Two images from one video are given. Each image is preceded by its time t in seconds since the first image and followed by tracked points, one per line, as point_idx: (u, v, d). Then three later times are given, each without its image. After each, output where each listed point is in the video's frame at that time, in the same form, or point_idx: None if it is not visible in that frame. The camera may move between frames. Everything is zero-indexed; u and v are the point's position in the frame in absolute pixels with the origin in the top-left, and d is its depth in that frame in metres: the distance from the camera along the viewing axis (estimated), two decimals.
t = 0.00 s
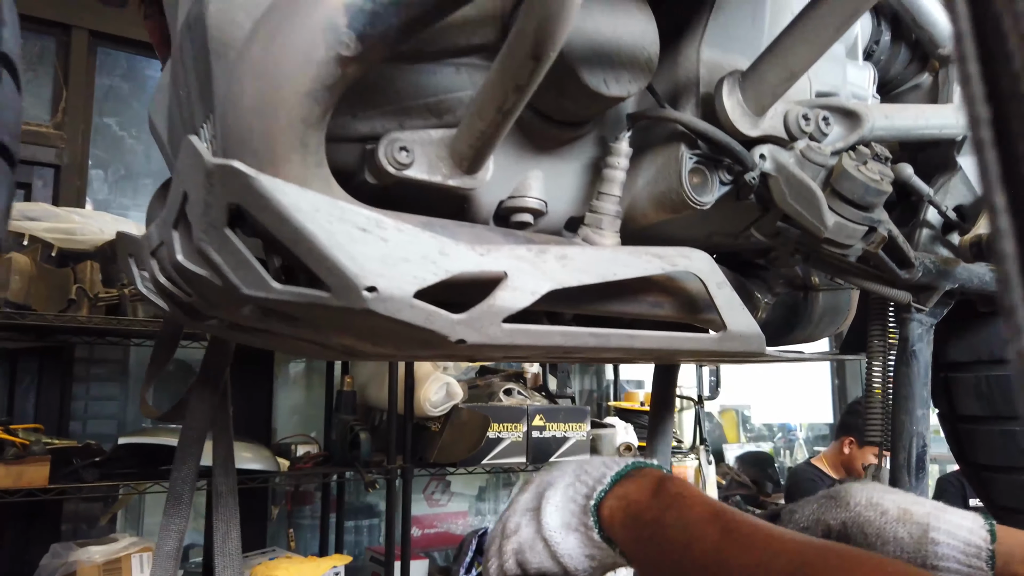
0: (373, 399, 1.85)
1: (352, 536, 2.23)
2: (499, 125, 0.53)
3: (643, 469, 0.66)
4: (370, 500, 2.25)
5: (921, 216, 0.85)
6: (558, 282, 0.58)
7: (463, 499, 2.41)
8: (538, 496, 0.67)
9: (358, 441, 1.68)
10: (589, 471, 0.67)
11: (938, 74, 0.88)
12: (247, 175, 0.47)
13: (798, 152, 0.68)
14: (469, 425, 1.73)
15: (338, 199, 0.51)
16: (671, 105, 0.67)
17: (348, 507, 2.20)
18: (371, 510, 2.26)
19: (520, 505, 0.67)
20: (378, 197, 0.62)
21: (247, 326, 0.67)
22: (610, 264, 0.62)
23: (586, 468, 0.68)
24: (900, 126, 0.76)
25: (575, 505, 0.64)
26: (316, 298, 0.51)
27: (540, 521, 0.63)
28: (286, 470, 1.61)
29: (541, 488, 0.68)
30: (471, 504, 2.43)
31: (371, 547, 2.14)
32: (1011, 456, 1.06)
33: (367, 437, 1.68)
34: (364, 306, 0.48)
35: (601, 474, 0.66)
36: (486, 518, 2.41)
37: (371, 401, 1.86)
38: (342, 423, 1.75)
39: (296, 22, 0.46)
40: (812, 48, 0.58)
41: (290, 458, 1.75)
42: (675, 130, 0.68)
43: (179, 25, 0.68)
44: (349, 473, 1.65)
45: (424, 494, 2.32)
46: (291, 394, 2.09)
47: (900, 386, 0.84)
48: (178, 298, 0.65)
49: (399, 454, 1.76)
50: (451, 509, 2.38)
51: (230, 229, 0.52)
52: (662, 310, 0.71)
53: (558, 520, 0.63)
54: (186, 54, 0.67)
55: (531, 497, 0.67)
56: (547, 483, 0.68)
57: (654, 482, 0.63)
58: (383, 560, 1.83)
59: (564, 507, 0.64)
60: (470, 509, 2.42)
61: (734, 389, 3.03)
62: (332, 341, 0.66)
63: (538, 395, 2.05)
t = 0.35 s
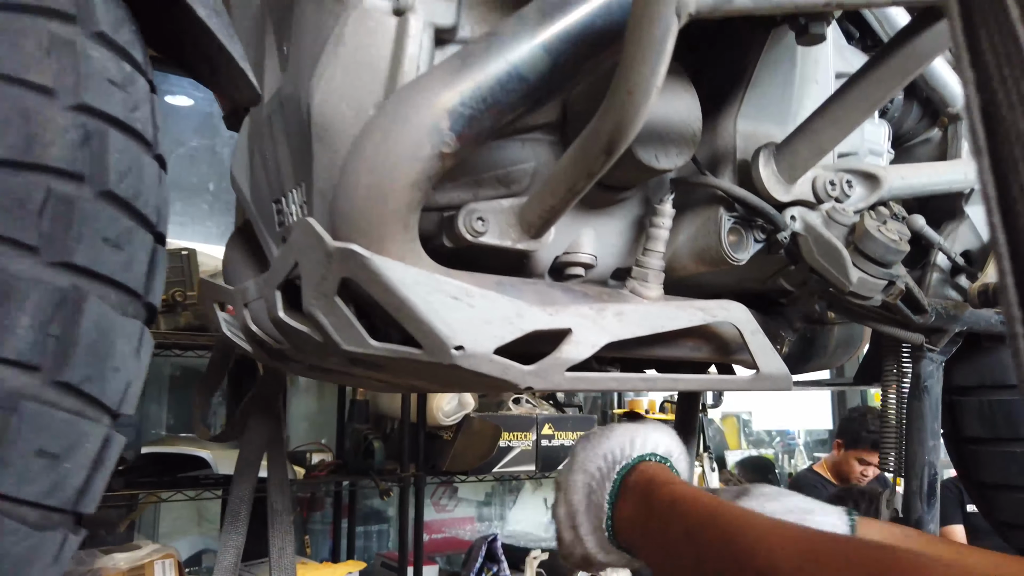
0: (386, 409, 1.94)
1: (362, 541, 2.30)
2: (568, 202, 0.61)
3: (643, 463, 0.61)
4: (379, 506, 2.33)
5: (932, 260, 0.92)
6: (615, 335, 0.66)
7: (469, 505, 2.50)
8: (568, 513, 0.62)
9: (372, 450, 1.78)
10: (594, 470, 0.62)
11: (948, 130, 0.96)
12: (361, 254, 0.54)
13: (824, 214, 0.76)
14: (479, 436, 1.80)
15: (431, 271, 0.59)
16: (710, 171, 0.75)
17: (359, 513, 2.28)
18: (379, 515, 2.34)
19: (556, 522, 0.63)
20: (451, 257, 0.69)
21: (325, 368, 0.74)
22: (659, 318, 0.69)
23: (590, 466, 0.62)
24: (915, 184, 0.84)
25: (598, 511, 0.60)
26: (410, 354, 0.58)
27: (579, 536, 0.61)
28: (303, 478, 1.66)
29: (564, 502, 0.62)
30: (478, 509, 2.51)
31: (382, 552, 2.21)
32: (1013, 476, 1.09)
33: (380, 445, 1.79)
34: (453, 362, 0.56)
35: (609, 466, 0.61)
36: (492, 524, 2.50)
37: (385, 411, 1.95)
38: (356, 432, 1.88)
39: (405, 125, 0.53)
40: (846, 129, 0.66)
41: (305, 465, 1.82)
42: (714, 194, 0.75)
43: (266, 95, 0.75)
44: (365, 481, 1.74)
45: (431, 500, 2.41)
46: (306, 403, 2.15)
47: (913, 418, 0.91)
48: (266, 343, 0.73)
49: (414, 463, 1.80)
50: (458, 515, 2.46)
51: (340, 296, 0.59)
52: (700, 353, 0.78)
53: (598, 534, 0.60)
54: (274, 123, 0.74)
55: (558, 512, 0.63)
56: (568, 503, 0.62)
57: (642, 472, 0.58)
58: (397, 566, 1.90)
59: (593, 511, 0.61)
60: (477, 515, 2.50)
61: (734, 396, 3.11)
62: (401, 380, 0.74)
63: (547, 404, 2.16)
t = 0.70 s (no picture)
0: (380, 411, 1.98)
1: (355, 542, 2.36)
2: (613, 237, 0.68)
3: (637, 458, 0.73)
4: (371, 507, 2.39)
5: (926, 282, 1.00)
6: (649, 355, 0.73)
7: (458, 505, 2.56)
8: (566, 491, 0.75)
9: (368, 452, 1.86)
10: (592, 461, 0.75)
11: (940, 163, 1.05)
12: (439, 287, 0.61)
13: (832, 243, 0.84)
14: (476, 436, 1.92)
15: (492, 300, 0.66)
16: (731, 205, 0.84)
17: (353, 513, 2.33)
18: (372, 516, 2.41)
19: (552, 495, 0.76)
20: (501, 283, 0.76)
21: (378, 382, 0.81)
22: (687, 339, 0.76)
23: (589, 457, 0.75)
24: (913, 216, 0.92)
25: (596, 495, 0.74)
26: (471, 374, 0.65)
27: (577, 512, 0.75)
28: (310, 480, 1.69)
29: (563, 482, 0.76)
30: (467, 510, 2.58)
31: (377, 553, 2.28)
32: (994, 478, 1.17)
33: (376, 448, 1.87)
34: (512, 380, 0.63)
35: (605, 461, 0.75)
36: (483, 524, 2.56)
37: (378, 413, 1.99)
38: (351, 435, 1.97)
39: (479, 174, 0.60)
40: (854, 171, 0.77)
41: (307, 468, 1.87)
42: (736, 226, 0.83)
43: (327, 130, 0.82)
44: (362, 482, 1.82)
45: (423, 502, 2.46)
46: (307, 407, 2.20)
47: (909, 427, 1.00)
48: (326, 359, 0.79)
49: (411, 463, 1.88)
50: (448, 516, 2.52)
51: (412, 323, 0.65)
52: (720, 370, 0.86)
53: (594, 512, 0.74)
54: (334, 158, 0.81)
55: (557, 488, 0.76)
56: (567, 483, 0.75)
57: (636, 464, 0.71)
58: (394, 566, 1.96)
59: (590, 495, 0.74)
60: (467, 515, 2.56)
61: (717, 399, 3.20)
62: (447, 394, 0.80)
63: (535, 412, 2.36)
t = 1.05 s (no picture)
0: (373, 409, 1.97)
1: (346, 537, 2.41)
2: (639, 241, 0.76)
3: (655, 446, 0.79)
4: (363, 503, 2.44)
5: (911, 283, 1.09)
6: (670, 349, 0.79)
7: (445, 502, 2.59)
8: (588, 475, 0.80)
9: (361, 450, 1.96)
10: (615, 448, 0.81)
11: (925, 173, 1.13)
12: (490, 286, 0.68)
13: (832, 246, 0.92)
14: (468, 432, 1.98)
15: (535, 297, 0.73)
16: (741, 211, 0.92)
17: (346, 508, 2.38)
18: (362, 512, 2.46)
19: (574, 479, 0.81)
20: (534, 282, 0.83)
21: (414, 373, 0.87)
22: (703, 334, 0.82)
23: (612, 445, 0.81)
24: (903, 223, 1.00)
25: (619, 478, 0.79)
26: (512, 365, 0.71)
27: (599, 494, 0.80)
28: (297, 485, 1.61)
29: (585, 466, 0.80)
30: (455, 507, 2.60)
31: (367, 548, 2.34)
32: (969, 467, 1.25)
33: (369, 446, 1.96)
34: (550, 370, 0.68)
35: (626, 449, 0.81)
36: (470, 520, 2.58)
37: (371, 410, 1.98)
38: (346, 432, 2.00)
39: (527, 185, 0.68)
40: (854, 180, 0.87)
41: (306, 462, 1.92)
42: (744, 231, 0.90)
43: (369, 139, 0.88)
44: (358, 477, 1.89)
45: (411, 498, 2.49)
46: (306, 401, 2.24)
47: (898, 418, 1.09)
48: (368, 352, 0.86)
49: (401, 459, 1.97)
50: (435, 513, 2.55)
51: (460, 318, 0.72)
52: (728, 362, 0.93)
53: (615, 494, 0.80)
54: (374, 166, 0.87)
55: (579, 472, 0.80)
56: (589, 468, 0.80)
57: (657, 451, 0.77)
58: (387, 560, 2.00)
59: (612, 478, 0.80)
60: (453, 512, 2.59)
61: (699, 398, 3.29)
62: (480, 385, 0.87)
63: (525, 407, 2.43)
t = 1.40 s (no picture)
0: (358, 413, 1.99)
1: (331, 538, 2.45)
2: (625, 264, 0.82)
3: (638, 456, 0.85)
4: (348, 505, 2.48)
5: (876, 298, 1.17)
6: (653, 363, 0.85)
7: (428, 503, 2.65)
8: (575, 489, 0.87)
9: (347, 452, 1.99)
10: (598, 461, 0.87)
11: (890, 194, 1.21)
12: (488, 307, 0.74)
13: (801, 266, 0.99)
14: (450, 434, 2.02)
15: (529, 317, 0.78)
16: (718, 234, 1.00)
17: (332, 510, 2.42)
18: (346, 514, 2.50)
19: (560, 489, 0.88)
20: (527, 300, 0.89)
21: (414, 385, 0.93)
22: (682, 348, 0.88)
23: (595, 458, 0.87)
24: (868, 243, 1.08)
25: (603, 490, 0.85)
26: (507, 378, 0.77)
27: (586, 504, 0.86)
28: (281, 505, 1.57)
29: (571, 481, 0.87)
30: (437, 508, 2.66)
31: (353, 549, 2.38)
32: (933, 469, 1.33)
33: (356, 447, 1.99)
34: (542, 383, 0.75)
35: (609, 460, 0.87)
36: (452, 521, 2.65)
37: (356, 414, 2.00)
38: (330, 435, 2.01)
39: (524, 215, 0.74)
40: (820, 207, 0.95)
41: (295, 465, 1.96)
42: (721, 252, 0.97)
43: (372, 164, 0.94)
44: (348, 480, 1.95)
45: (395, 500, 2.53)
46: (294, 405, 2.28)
47: (863, 426, 1.16)
48: (370, 365, 0.91)
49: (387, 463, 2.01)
50: (418, 514, 2.60)
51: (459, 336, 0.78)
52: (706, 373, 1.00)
53: (601, 504, 0.86)
54: (378, 190, 0.93)
55: (565, 484, 0.87)
56: (574, 480, 0.87)
57: (638, 463, 0.83)
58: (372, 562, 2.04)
59: (597, 489, 0.86)
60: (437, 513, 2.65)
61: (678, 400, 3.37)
62: (475, 395, 0.93)
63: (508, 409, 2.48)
